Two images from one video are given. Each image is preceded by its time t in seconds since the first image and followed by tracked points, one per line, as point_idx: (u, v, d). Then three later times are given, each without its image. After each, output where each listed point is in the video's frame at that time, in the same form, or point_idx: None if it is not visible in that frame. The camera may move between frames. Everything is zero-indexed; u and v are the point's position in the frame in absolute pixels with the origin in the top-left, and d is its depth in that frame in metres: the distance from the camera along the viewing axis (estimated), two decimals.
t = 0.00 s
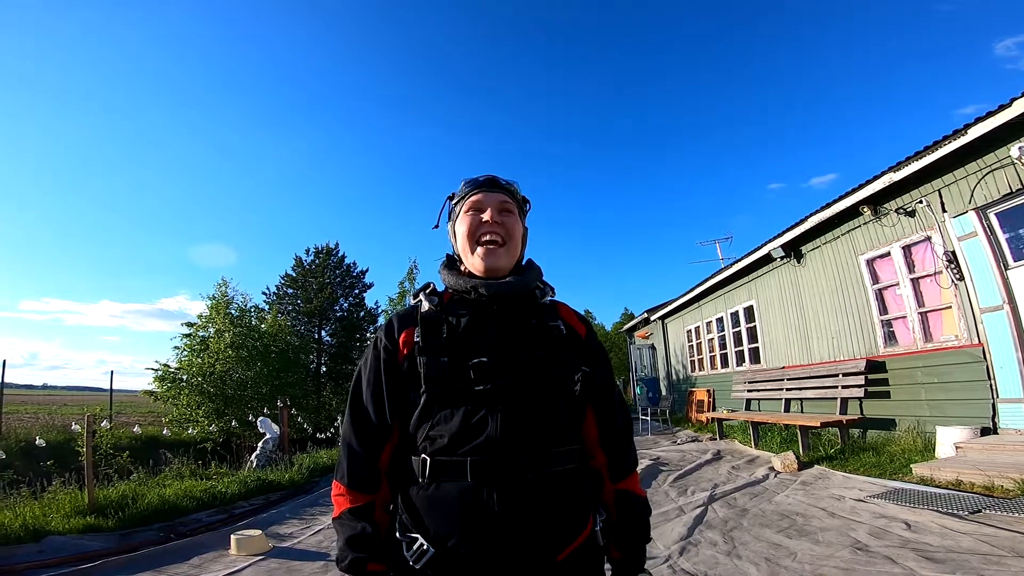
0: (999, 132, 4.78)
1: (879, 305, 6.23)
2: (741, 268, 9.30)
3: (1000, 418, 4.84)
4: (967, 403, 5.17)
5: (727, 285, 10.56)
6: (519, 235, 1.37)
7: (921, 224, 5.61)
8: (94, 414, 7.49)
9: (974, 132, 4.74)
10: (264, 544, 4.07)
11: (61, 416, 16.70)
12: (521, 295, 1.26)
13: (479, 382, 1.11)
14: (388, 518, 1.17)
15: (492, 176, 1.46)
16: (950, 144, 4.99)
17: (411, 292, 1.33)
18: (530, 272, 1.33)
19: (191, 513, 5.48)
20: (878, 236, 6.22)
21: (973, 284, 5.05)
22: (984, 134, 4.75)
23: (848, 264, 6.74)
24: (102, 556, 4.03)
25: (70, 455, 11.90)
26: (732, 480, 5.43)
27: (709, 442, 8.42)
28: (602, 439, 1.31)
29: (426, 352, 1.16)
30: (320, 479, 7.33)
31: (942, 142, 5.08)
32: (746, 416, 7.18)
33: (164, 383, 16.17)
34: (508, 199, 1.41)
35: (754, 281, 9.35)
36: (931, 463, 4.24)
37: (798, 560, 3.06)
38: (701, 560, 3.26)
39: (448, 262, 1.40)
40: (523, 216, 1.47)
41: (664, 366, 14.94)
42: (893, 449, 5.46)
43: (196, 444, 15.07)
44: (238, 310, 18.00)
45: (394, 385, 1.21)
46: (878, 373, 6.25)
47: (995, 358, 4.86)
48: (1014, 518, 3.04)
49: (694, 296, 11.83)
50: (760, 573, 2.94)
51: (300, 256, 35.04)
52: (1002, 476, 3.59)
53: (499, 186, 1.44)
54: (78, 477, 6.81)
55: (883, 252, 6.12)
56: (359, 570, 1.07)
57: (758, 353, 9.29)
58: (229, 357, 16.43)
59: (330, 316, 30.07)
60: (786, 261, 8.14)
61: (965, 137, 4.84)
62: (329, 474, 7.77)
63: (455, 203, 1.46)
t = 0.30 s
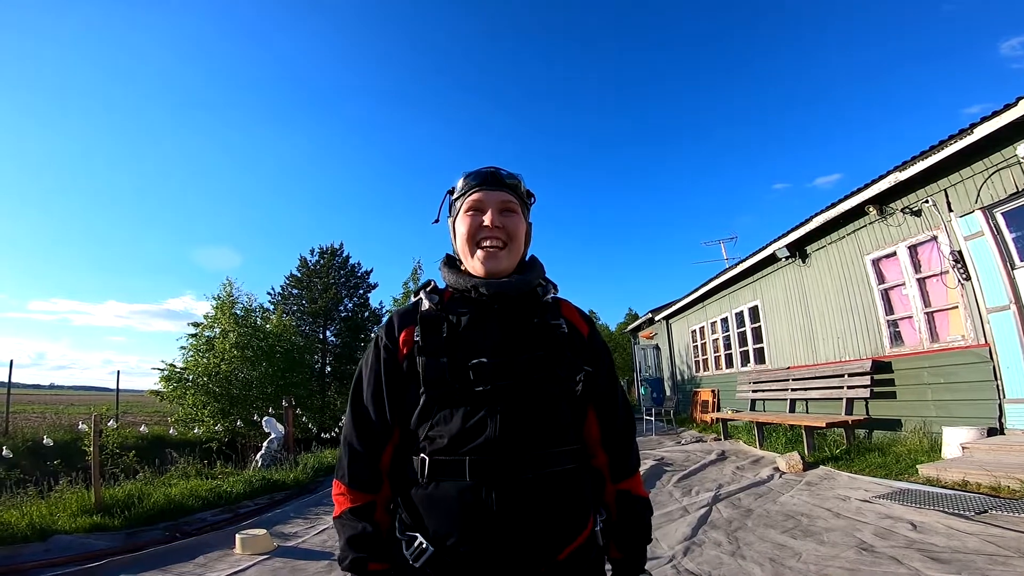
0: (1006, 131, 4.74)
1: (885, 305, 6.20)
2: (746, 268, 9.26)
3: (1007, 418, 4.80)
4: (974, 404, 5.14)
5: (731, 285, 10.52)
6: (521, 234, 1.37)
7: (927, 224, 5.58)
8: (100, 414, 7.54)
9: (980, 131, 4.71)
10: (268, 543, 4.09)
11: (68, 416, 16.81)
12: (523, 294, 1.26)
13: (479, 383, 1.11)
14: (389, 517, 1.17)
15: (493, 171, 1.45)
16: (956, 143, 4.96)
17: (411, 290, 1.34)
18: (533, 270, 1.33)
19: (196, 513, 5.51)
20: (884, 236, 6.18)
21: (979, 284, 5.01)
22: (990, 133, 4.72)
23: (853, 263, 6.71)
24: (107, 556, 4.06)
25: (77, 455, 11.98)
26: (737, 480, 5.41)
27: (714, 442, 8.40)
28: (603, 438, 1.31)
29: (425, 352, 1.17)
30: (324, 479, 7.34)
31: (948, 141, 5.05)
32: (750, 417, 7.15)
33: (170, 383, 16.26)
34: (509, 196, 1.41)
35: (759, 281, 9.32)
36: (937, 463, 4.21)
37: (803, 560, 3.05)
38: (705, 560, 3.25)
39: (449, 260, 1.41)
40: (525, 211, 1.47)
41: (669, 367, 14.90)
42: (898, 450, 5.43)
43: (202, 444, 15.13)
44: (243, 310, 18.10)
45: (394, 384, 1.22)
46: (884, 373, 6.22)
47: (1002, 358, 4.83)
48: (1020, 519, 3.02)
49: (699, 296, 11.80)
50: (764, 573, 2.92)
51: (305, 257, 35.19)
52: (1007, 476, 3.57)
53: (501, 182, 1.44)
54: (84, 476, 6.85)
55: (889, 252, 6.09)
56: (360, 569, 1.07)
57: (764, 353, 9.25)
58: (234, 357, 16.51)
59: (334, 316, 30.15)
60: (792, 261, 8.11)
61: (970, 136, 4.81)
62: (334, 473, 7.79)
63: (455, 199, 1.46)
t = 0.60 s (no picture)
0: (1011, 129, 4.71)
1: (889, 303, 6.18)
2: (749, 265, 9.24)
3: (1011, 417, 4.79)
4: (978, 402, 5.12)
5: (735, 282, 10.49)
6: (509, 238, 1.37)
7: (932, 221, 5.55)
8: (106, 412, 7.59)
9: (985, 129, 4.68)
10: (272, 540, 4.12)
11: (73, 413, 16.90)
12: (511, 295, 1.27)
13: (465, 379, 1.12)
14: (375, 517, 1.17)
15: (481, 177, 1.46)
16: (960, 141, 4.94)
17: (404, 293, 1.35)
18: (521, 271, 1.33)
19: (201, 510, 5.54)
20: (888, 234, 6.16)
21: (984, 281, 4.99)
22: (996, 130, 4.69)
23: (858, 261, 6.68)
24: (112, 553, 4.08)
25: (82, 453, 12.04)
26: (740, 478, 5.41)
27: (716, 440, 8.39)
28: (592, 439, 1.31)
29: (413, 349, 1.18)
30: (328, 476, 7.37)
31: (952, 139, 5.02)
32: (753, 415, 7.14)
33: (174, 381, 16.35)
34: (498, 201, 1.41)
35: (763, 279, 9.30)
36: (941, 461, 4.20)
37: (806, 558, 3.05)
38: (708, 558, 3.26)
39: (439, 265, 1.41)
40: (514, 216, 1.47)
41: (672, 365, 14.89)
42: (902, 448, 5.42)
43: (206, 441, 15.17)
44: (247, 308, 18.16)
45: (382, 383, 1.23)
46: (888, 371, 6.20)
47: (1007, 356, 4.81)
48: None
49: (702, 294, 11.78)
50: (767, 571, 2.93)
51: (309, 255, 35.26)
52: (1012, 475, 3.55)
53: (489, 187, 1.44)
54: (90, 474, 6.89)
55: (893, 249, 6.07)
56: (343, 569, 1.07)
57: (767, 351, 9.23)
58: (238, 355, 16.57)
59: (338, 314, 30.20)
60: (795, 259, 8.08)
61: (975, 134, 4.78)
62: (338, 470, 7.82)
63: (444, 205, 1.47)
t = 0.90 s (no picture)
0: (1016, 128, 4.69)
1: (892, 302, 6.16)
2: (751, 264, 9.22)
3: (1013, 416, 4.77)
4: (980, 402, 5.11)
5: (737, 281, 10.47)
6: (500, 251, 1.38)
7: (935, 221, 5.53)
8: (108, 409, 7.61)
9: (989, 128, 4.66)
10: (273, 537, 4.13)
11: (76, 410, 16.95)
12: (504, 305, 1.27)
13: (459, 377, 1.13)
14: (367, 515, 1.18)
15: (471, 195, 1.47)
16: (965, 140, 4.91)
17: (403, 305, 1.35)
18: (512, 283, 1.33)
19: (203, 507, 5.55)
20: (891, 233, 6.14)
21: (987, 281, 4.97)
22: (1000, 130, 4.67)
23: (861, 260, 6.66)
24: (113, 550, 4.09)
25: (85, 450, 12.07)
26: (741, 477, 5.40)
27: (717, 439, 8.39)
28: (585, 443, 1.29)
29: (409, 350, 1.19)
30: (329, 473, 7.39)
31: (956, 138, 5.00)
32: (755, 414, 7.13)
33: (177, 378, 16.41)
34: (489, 217, 1.42)
35: (765, 278, 9.28)
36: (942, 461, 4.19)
37: (806, 557, 3.05)
38: (708, 557, 3.26)
39: (435, 279, 1.41)
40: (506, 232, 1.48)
41: (673, 363, 14.89)
42: (903, 447, 5.41)
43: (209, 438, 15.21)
44: (249, 305, 18.20)
45: (380, 384, 1.24)
46: (890, 370, 6.18)
47: (1010, 356, 4.80)
48: None
49: (704, 292, 11.77)
50: (767, 570, 2.93)
51: (311, 252, 35.29)
52: (1013, 475, 3.55)
53: (480, 203, 1.45)
54: (92, 471, 6.91)
55: (896, 249, 6.05)
56: (332, 565, 1.08)
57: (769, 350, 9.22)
58: (240, 352, 16.62)
59: (339, 312, 30.25)
60: (798, 258, 8.07)
61: (980, 133, 4.75)
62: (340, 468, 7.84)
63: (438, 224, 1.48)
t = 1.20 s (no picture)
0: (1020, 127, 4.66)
1: (893, 302, 6.14)
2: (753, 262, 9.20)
3: (1012, 417, 4.77)
4: (979, 402, 5.11)
5: (738, 279, 10.46)
6: (521, 248, 1.37)
7: (938, 220, 5.51)
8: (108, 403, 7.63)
9: (993, 127, 4.63)
10: (272, 531, 4.15)
11: (76, 405, 17.03)
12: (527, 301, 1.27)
13: (488, 367, 1.14)
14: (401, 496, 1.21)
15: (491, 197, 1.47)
16: (969, 139, 4.88)
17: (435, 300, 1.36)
18: (536, 278, 1.33)
19: (202, 501, 5.57)
20: (894, 232, 6.12)
21: (989, 281, 4.95)
22: (1004, 129, 4.64)
23: (862, 259, 6.65)
24: (113, 544, 4.11)
25: (86, 444, 12.14)
26: (739, 475, 5.41)
27: (716, 437, 8.41)
28: (607, 434, 1.26)
29: (442, 342, 1.20)
30: (329, 468, 7.41)
31: (961, 137, 4.97)
32: (754, 412, 7.13)
33: (178, 372, 16.48)
34: (507, 215, 1.42)
35: (766, 276, 9.27)
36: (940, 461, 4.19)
37: (802, 556, 3.05)
38: (705, 554, 3.26)
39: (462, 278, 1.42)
40: (527, 230, 1.47)
41: (673, 361, 14.89)
42: (902, 447, 5.41)
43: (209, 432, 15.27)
44: (250, 299, 18.24)
45: (414, 374, 1.26)
46: (890, 370, 6.18)
47: (1010, 356, 4.78)
48: (1022, 518, 3.01)
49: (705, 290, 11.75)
50: (764, 568, 2.93)
51: (312, 248, 35.29)
52: (1011, 475, 3.55)
53: (501, 204, 1.44)
54: (92, 465, 6.94)
55: (898, 248, 6.04)
56: (365, 543, 1.12)
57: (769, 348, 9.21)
58: (241, 346, 16.67)
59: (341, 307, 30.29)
60: (799, 256, 8.05)
61: (984, 133, 4.73)
62: (339, 462, 7.86)
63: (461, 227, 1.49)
